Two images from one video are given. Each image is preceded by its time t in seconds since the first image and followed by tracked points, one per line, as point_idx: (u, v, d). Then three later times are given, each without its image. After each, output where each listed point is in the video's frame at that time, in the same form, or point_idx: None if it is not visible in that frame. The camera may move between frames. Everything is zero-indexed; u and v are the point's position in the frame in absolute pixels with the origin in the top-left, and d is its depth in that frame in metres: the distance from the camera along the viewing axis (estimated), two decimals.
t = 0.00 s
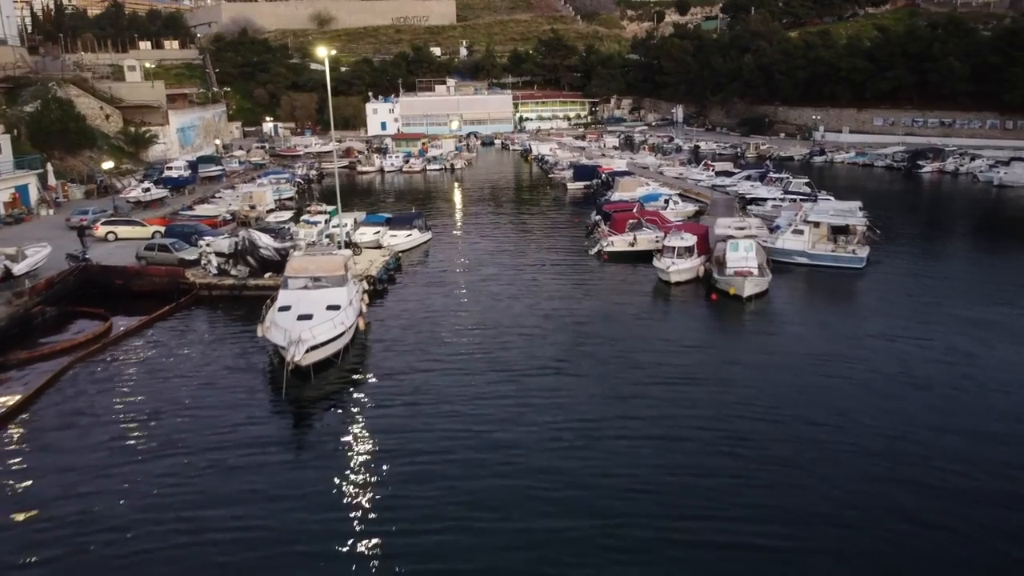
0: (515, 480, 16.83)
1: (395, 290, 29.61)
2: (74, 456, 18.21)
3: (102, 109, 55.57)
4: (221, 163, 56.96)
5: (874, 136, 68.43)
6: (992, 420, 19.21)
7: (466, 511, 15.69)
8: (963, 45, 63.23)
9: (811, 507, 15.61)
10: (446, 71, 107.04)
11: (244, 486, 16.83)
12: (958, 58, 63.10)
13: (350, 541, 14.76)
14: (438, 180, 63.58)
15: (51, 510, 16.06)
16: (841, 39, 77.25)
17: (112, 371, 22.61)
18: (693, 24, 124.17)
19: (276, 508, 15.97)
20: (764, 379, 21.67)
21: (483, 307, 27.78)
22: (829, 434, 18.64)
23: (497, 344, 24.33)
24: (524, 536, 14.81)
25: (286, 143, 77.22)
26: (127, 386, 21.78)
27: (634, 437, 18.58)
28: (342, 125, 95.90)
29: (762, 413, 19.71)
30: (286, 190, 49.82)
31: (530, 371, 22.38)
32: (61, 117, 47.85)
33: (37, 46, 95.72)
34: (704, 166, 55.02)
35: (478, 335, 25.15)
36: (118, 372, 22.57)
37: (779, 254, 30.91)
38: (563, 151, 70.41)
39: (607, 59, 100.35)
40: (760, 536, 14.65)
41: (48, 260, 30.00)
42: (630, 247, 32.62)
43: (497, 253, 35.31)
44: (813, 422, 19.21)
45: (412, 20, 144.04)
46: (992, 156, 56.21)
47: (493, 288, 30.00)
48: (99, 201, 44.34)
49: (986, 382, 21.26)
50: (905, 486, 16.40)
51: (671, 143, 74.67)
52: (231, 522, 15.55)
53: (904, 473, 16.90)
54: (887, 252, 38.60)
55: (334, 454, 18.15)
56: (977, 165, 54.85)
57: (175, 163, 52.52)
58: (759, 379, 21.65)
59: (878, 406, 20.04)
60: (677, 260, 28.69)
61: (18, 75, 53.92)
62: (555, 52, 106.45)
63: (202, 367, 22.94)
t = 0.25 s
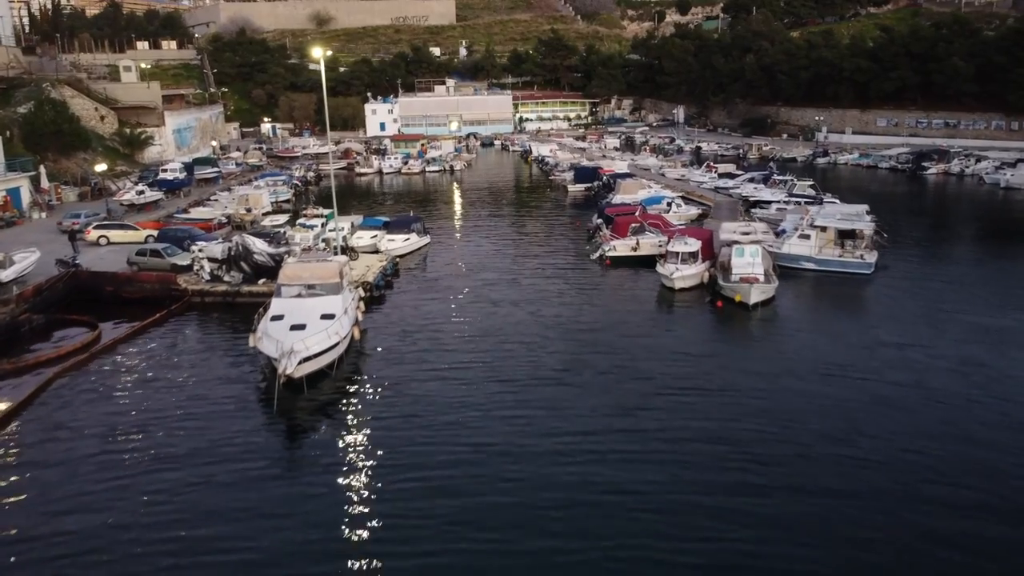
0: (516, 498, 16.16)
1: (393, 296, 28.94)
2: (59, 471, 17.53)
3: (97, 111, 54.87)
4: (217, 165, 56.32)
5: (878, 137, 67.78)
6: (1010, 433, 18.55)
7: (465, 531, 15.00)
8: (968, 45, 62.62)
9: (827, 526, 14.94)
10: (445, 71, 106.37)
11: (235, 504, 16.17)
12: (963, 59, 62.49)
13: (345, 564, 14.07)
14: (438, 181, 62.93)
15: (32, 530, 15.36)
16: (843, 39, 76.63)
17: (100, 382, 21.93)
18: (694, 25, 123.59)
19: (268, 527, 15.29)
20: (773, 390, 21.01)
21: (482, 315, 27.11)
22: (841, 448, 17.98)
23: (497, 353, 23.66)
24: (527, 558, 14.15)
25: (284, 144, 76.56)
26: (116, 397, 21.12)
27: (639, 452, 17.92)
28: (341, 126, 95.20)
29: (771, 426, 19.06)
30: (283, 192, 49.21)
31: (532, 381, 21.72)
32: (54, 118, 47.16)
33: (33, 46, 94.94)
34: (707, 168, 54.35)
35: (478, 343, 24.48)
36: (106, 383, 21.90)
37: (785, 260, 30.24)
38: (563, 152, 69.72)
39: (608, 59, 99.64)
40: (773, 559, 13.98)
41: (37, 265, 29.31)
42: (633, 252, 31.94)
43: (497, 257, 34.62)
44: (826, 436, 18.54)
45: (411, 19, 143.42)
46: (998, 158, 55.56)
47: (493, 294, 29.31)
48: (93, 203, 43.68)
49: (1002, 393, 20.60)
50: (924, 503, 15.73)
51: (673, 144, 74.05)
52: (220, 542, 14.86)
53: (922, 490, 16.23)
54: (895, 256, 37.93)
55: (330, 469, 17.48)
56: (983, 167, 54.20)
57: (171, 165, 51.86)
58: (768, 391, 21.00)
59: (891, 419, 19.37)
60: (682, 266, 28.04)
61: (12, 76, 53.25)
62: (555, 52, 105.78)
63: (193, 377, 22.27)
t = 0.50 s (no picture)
0: (519, 516, 15.51)
1: (390, 302, 28.26)
2: (43, 488, 16.85)
3: (92, 112, 54.16)
4: (214, 167, 55.64)
5: (882, 138, 67.10)
6: None
7: (465, 553, 14.34)
8: (973, 45, 62.05)
9: (843, 549, 14.29)
10: (445, 71, 105.67)
11: (225, 522, 15.52)
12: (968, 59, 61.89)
13: None
14: (437, 183, 62.28)
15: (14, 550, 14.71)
16: (846, 39, 76.00)
17: (88, 393, 21.24)
18: (695, 24, 122.94)
19: (259, 547, 14.64)
20: (783, 402, 20.34)
21: (483, 322, 26.43)
22: (855, 464, 17.34)
23: (498, 363, 23.00)
24: None
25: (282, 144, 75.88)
26: (104, 409, 20.45)
27: (646, 468, 17.26)
28: (340, 126, 94.50)
29: (782, 440, 18.39)
30: (280, 195, 48.58)
31: (533, 393, 21.04)
32: (48, 119, 46.49)
33: (30, 46, 94.27)
34: (709, 169, 53.70)
35: (477, 353, 23.80)
36: (95, 394, 21.22)
37: (792, 265, 29.57)
38: (564, 153, 69.05)
39: (608, 59, 98.97)
40: None
41: (25, 272, 28.62)
42: (636, 256, 31.27)
43: (497, 261, 33.97)
44: (838, 451, 17.89)
45: (411, 19, 142.80)
46: (1004, 159, 54.92)
47: (493, 300, 28.63)
48: (87, 206, 43.00)
49: (1019, 404, 19.95)
50: (943, 523, 15.09)
51: (674, 145, 73.40)
52: (210, 563, 14.21)
53: (940, 509, 15.60)
54: (902, 260, 37.27)
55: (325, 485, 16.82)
56: (989, 168, 53.55)
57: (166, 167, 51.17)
58: (777, 403, 20.31)
59: (906, 433, 18.70)
60: (687, 272, 27.34)
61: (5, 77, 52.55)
62: (556, 52, 105.10)
63: (184, 388, 21.58)
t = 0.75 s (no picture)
0: (521, 537, 14.82)
1: (388, 310, 27.56)
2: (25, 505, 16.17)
3: (87, 113, 53.48)
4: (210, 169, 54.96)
5: (886, 139, 66.39)
6: None
7: None
8: (978, 46, 61.41)
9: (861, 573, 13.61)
10: (445, 71, 104.96)
11: (215, 542, 14.83)
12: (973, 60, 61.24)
13: None
14: (436, 184, 61.59)
15: None
16: (850, 39, 75.35)
17: (75, 405, 20.55)
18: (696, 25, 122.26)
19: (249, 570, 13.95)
20: (794, 415, 19.66)
21: (482, 330, 25.74)
22: (871, 482, 16.64)
23: (498, 374, 22.29)
24: None
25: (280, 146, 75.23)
26: (91, 421, 19.75)
27: (653, 485, 16.57)
28: (338, 127, 93.80)
29: (794, 456, 17.70)
30: (277, 197, 47.94)
31: (535, 405, 20.37)
32: (42, 121, 45.83)
33: (27, 46, 93.59)
34: (712, 171, 53.03)
35: (477, 363, 23.11)
36: (82, 406, 20.52)
37: (800, 271, 28.86)
38: (565, 155, 68.36)
39: (609, 60, 98.29)
40: None
41: (13, 278, 27.91)
42: (639, 262, 30.58)
43: (497, 266, 33.28)
44: (853, 468, 17.20)
45: (410, 19, 142.15)
46: (1011, 161, 54.21)
47: (493, 307, 27.92)
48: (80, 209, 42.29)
49: None
50: (966, 545, 14.41)
51: (676, 147, 72.71)
52: None
53: (961, 529, 14.94)
54: (910, 265, 36.55)
55: (318, 502, 16.12)
56: (996, 170, 52.85)
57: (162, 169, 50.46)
58: (788, 416, 19.62)
59: (923, 448, 18.01)
60: (692, 279, 26.63)
61: None
62: (556, 52, 104.46)
63: (174, 400, 20.88)
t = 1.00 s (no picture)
0: (523, 559, 14.08)
1: (385, 317, 26.84)
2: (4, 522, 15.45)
3: (81, 114, 52.82)
4: (206, 170, 54.28)
5: (890, 140, 65.67)
6: None
7: None
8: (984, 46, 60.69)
9: None
10: (444, 71, 104.22)
11: (200, 562, 14.12)
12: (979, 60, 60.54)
13: None
14: (436, 186, 60.90)
15: None
16: (854, 39, 74.63)
17: (60, 417, 19.83)
18: (698, 24, 121.50)
19: None
20: (806, 429, 18.94)
21: (482, 338, 25.03)
22: (890, 500, 15.92)
23: (499, 384, 21.61)
24: None
25: (278, 146, 74.53)
26: (76, 434, 19.04)
27: (661, 504, 15.84)
28: (338, 128, 93.11)
29: (807, 472, 17.01)
30: (273, 200, 47.26)
31: (537, 417, 19.64)
32: (35, 122, 45.17)
33: (24, 46, 92.92)
34: (715, 173, 52.37)
35: (477, 373, 22.39)
36: (67, 418, 19.81)
37: (808, 277, 28.18)
38: (565, 156, 67.69)
39: (610, 60, 97.63)
40: None
41: (1, 284, 27.20)
42: (643, 267, 29.88)
43: (497, 271, 32.60)
44: (870, 485, 16.48)
45: (410, 19, 141.60)
46: (1018, 162, 53.49)
47: (493, 313, 27.24)
48: (74, 212, 41.61)
49: None
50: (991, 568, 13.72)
51: (678, 148, 72.02)
52: None
53: (985, 551, 14.23)
54: (919, 270, 35.83)
55: (312, 520, 15.39)
56: (1003, 172, 52.13)
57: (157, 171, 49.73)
58: (800, 430, 18.90)
59: (940, 463, 17.31)
60: (697, 286, 25.94)
61: None
62: (557, 52, 103.80)
63: (164, 411, 20.17)
